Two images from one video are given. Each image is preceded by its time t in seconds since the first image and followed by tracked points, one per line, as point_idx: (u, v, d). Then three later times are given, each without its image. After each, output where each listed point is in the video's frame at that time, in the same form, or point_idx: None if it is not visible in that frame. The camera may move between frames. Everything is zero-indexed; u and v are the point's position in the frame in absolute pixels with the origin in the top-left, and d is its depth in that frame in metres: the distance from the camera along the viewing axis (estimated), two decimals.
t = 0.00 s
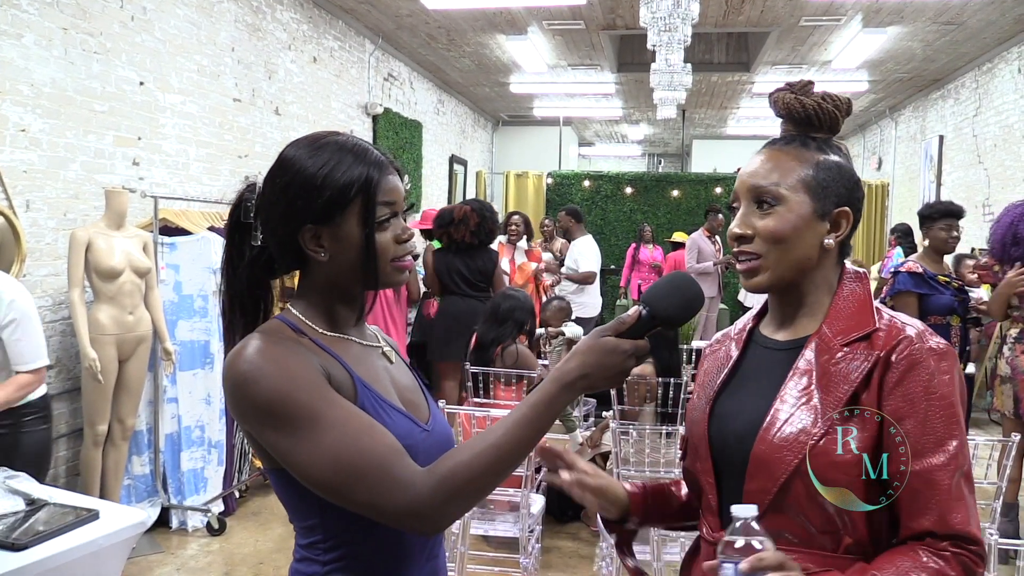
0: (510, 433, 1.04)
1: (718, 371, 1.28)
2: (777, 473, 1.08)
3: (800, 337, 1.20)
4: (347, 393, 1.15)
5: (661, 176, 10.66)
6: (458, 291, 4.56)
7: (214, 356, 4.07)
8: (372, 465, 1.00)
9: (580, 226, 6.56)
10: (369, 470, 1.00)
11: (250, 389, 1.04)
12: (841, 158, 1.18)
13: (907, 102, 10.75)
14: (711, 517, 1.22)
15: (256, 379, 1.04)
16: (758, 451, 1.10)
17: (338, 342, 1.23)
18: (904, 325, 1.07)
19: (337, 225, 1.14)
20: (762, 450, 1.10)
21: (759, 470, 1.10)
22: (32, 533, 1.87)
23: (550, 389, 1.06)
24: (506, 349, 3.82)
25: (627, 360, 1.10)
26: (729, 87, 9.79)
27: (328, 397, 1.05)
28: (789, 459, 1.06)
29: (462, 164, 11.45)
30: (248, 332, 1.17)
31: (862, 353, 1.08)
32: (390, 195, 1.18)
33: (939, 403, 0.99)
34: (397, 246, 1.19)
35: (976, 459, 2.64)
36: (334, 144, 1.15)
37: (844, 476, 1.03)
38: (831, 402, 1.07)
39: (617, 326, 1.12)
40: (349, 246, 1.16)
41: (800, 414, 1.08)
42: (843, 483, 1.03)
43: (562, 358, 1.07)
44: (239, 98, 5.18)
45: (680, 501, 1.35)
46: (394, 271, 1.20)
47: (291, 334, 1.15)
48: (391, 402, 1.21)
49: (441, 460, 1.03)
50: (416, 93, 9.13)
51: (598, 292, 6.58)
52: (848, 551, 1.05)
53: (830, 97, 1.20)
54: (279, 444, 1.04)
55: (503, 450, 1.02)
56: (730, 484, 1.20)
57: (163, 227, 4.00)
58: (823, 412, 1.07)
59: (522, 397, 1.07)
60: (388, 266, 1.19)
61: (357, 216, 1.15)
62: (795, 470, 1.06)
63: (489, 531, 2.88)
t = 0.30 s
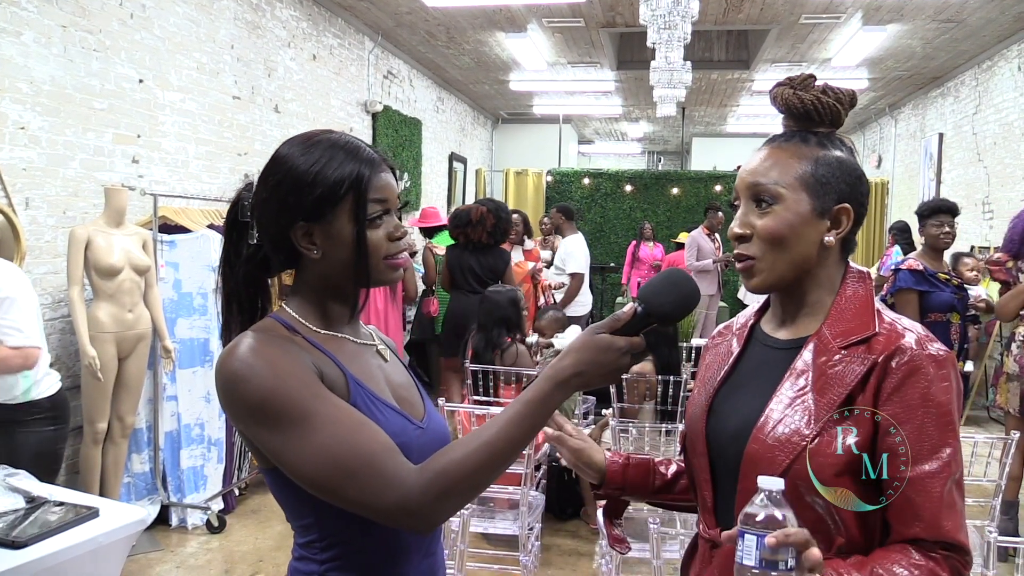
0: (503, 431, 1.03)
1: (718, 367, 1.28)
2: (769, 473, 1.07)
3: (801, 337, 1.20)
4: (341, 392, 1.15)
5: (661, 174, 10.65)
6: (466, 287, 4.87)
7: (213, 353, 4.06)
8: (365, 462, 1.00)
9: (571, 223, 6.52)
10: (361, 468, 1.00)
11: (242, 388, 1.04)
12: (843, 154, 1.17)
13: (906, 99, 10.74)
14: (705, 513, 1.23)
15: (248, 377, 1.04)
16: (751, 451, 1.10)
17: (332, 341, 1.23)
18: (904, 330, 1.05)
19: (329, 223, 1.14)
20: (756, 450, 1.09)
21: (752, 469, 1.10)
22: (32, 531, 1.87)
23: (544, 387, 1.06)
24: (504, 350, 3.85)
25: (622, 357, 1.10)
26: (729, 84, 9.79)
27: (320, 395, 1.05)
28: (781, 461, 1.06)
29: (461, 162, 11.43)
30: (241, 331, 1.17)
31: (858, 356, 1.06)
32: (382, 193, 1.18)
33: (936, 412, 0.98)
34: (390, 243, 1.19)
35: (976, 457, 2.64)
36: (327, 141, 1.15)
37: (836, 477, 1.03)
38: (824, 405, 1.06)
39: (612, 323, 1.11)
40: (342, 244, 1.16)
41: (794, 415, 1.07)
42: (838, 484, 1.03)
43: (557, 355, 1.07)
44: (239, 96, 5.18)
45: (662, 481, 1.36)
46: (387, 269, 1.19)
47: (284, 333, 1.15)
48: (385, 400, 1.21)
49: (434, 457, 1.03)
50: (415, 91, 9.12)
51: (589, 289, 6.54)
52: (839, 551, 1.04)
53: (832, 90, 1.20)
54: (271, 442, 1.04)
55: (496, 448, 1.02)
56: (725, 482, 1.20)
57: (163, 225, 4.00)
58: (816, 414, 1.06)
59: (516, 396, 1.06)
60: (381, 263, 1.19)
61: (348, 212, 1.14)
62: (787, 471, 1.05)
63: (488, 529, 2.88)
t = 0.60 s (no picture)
0: (499, 428, 1.03)
1: (721, 363, 1.28)
2: (771, 471, 1.07)
3: (808, 336, 1.20)
4: (338, 390, 1.15)
5: (661, 171, 10.64)
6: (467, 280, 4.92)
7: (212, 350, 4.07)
8: (361, 459, 1.00)
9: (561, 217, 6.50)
10: (358, 465, 1.00)
11: (239, 385, 1.04)
12: (848, 152, 1.16)
13: (906, 97, 10.73)
14: (704, 509, 1.23)
15: (245, 374, 1.04)
16: (752, 449, 1.10)
17: (329, 338, 1.22)
18: (913, 336, 1.04)
19: (324, 218, 1.14)
20: (758, 448, 1.09)
21: (753, 467, 1.10)
22: (32, 528, 1.87)
23: (541, 384, 1.05)
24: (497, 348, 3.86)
25: (620, 355, 1.10)
26: (729, 81, 9.77)
27: (317, 393, 1.05)
28: (783, 459, 1.06)
29: (461, 159, 11.41)
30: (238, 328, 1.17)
31: (867, 359, 1.06)
32: (377, 189, 1.17)
33: (944, 420, 0.98)
34: (385, 239, 1.19)
35: (975, 454, 2.65)
36: (321, 137, 1.15)
37: (836, 477, 1.03)
38: (829, 406, 1.05)
39: (609, 320, 1.10)
40: (337, 239, 1.15)
41: (798, 414, 1.07)
42: (839, 485, 1.03)
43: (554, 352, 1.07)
44: (238, 93, 5.17)
45: (664, 475, 1.36)
46: (383, 264, 1.19)
47: (281, 330, 1.15)
48: (383, 397, 1.21)
49: (431, 455, 1.02)
50: (415, 88, 9.10)
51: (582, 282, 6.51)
52: (838, 549, 1.05)
53: (836, 87, 1.19)
54: (267, 439, 1.04)
55: (493, 446, 1.02)
56: (724, 478, 1.20)
57: (162, 222, 4.00)
58: (819, 414, 1.05)
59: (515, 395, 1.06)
60: (377, 259, 1.19)
61: (344, 208, 1.14)
62: (788, 470, 1.05)
63: (488, 526, 2.88)
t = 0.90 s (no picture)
0: (499, 426, 1.03)
1: (721, 362, 1.27)
2: (772, 471, 1.07)
3: (807, 335, 1.19)
4: (337, 387, 1.15)
5: (661, 168, 10.63)
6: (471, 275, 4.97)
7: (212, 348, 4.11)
8: (359, 457, 1.00)
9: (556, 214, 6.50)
10: (357, 463, 1.00)
11: (237, 382, 1.04)
12: (863, 153, 1.16)
13: (906, 94, 10.72)
14: (705, 508, 1.23)
15: (243, 371, 1.04)
16: (754, 448, 1.10)
17: (327, 335, 1.22)
18: (914, 335, 1.04)
19: (322, 212, 1.13)
20: (759, 448, 1.10)
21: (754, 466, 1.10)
22: (33, 525, 1.88)
23: (540, 381, 1.05)
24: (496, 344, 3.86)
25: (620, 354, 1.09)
26: (729, 78, 9.76)
27: (316, 390, 1.05)
28: (784, 458, 1.06)
29: (461, 156, 11.40)
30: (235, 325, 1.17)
31: (868, 358, 1.06)
32: (376, 184, 1.17)
33: (947, 419, 0.98)
34: (384, 233, 1.19)
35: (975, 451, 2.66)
36: (319, 133, 1.15)
37: (837, 477, 1.03)
38: (830, 406, 1.05)
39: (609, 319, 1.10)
40: (336, 235, 1.15)
41: (800, 414, 1.07)
42: (840, 485, 1.03)
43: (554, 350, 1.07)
44: (238, 90, 5.16)
45: (664, 473, 1.36)
46: (381, 259, 1.19)
47: (279, 327, 1.15)
48: (381, 395, 1.21)
49: (429, 452, 1.02)
50: (414, 85, 9.08)
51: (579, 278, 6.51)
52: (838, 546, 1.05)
53: (863, 88, 1.18)
54: (265, 436, 1.04)
55: (493, 444, 1.02)
56: (723, 476, 1.20)
57: (162, 219, 3.99)
58: (821, 413, 1.05)
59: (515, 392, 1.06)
60: (376, 253, 1.19)
61: (343, 203, 1.14)
62: (790, 469, 1.05)
63: (488, 523, 2.88)
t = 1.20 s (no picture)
0: (501, 421, 1.03)
1: (723, 361, 1.27)
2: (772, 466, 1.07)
3: (809, 332, 1.19)
4: (338, 385, 1.15)
5: (661, 166, 10.62)
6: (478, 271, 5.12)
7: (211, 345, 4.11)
8: (361, 454, 1.00)
9: (556, 212, 6.51)
10: (359, 459, 1.00)
11: (238, 380, 1.04)
12: (868, 152, 1.16)
13: (906, 91, 10.71)
14: (707, 504, 1.23)
15: (244, 369, 1.04)
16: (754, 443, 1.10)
17: (327, 332, 1.22)
18: (915, 330, 1.04)
19: (321, 206, 1.13)
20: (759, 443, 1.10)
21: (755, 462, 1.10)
22: (32, 522, 1.88)
23: (542, 377, 1.05)
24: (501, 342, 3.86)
25: (620, 351, 1.09)
26: (729, 75, 9.74)
27: (317, 387, 1.05)
28: (784, 454, 1.06)
29: (461, 153, 11.38)
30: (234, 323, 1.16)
31: (869, 354, 1.06)
32: (373, 177, 1.17)
33: (948, 413, 0.98)
34: (383, 226, 1.19)
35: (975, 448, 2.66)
36: (314, 128, 1.15)
37: (837, 473, 1.03)
38: (830, 402, 1.05)
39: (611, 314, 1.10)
40: (335, 229, 1.15)
41: (801, 410, 1.07)
42: (840, 484, 1.03)
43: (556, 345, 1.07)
44: (238, 87, 5.16)
45: (665, 466, 1.36)
46: (381, 253, 1.19)
47: (279, 324, 1.14)
48: (381, 392, 1.21)
49: (431, 448, 1.03)
50: (414, 82, 9.07)
51: (578, 275, 6.51)
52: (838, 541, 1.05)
53: (869, 88, 1.18)
54: (265, 434, 1.04)
55: (495, 439, 1.02)
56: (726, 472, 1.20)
57: (162, 216, 3.99)
58: (822, 409, 1.06)
59: (516, 387, 1.06)
60: (375, 247, 1.19)
61: (341, 197, 1.14)
62: (790, 465, 1.05)
63: (488, 520, 2.88)
